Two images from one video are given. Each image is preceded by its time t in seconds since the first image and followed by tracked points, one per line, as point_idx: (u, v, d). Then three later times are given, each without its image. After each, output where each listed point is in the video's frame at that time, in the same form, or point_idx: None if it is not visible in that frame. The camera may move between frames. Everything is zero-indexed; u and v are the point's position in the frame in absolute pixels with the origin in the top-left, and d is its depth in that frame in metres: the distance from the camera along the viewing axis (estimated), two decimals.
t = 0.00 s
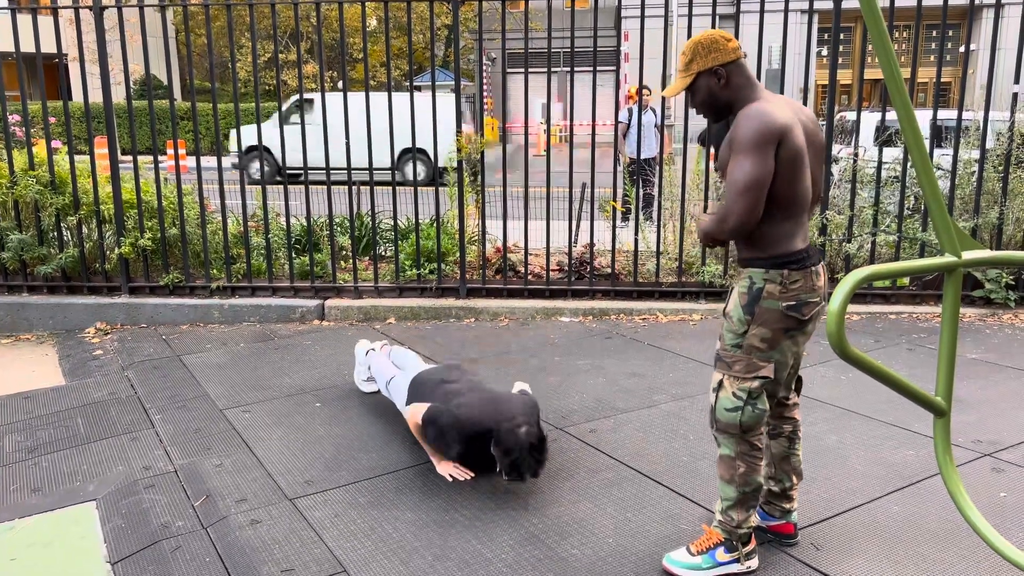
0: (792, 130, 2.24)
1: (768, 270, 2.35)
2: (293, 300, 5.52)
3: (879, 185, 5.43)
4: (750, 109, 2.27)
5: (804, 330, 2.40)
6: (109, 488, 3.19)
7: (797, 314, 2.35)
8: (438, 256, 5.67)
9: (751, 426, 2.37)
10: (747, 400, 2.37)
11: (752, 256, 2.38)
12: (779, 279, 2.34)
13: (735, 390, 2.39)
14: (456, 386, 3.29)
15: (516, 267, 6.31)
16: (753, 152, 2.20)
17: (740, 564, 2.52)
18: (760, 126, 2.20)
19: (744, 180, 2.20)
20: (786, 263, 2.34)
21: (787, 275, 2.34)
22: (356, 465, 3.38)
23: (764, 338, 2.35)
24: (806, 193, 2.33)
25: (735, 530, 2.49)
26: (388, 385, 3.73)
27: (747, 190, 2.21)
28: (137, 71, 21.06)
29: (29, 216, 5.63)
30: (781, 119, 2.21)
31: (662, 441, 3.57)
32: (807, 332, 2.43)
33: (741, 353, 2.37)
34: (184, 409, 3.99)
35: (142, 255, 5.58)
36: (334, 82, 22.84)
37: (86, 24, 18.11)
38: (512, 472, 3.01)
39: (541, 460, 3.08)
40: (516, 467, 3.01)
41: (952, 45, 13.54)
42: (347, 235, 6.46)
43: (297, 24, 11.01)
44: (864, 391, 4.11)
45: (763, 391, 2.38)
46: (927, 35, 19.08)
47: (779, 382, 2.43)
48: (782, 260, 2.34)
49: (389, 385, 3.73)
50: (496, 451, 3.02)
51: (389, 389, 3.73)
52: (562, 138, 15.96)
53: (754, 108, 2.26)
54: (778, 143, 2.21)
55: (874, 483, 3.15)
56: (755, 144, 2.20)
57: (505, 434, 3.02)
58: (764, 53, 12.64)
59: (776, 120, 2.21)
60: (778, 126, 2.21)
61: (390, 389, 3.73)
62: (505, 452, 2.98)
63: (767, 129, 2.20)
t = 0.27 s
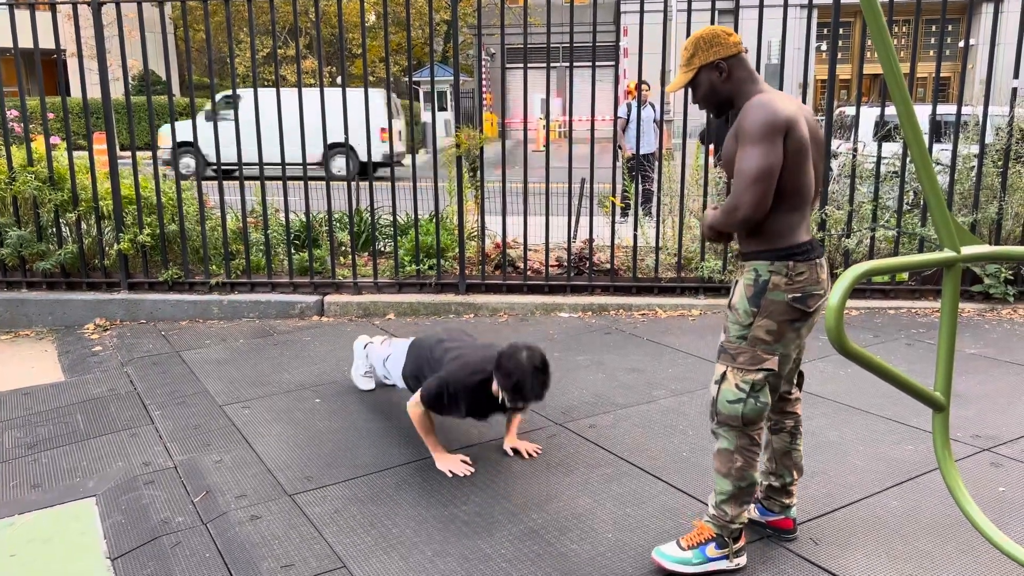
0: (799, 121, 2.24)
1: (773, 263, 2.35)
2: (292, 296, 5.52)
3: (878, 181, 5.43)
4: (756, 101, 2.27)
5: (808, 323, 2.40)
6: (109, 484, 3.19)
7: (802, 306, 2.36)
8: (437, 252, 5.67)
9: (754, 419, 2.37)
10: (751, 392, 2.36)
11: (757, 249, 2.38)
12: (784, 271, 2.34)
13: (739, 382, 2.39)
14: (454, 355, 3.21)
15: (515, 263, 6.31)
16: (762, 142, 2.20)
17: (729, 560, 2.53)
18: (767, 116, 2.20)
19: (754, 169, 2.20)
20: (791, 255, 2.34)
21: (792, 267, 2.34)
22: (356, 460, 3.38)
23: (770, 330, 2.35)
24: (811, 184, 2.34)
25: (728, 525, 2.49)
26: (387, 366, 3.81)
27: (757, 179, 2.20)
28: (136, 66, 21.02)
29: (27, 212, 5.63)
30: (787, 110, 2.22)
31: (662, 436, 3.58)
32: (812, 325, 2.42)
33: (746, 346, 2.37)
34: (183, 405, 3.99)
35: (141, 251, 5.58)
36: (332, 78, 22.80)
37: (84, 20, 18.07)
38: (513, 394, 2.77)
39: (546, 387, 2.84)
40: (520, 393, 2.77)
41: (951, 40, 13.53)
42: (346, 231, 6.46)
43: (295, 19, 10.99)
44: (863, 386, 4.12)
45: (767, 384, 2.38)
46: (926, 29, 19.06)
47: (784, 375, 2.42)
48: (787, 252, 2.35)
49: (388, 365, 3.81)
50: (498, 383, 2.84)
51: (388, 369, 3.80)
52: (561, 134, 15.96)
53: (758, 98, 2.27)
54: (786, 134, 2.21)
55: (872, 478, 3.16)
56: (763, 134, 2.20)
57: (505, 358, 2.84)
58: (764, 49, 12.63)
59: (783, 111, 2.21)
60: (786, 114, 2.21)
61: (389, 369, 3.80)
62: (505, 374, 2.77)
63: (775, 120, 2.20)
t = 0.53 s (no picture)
0: (792, 126, 2.22)
1: (762, 263, 2.35)
2: (292, 293, 5.52)
3: (877, 177, 5.42)
4: (748, 104, 2.25)
5: (801, 321, 2.41)
6: (109, 481, 3.19)
7: (794, 305, 2.36)
8: (436, 249, 5.67)
9: (756, 420, 2.38)
10: (752, 394, 2.37)
11: (744, 250, 2.38)
12: (773, 271, 2.34)
13: (738, 386, 2.39)
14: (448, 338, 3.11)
15: (514, 260, 6.31)
16: (754, 148, 2.18)
17: (727, 559, 2.54)
18: (760, 121, 2.18)
19: (746, 176, 2.19)
20: (780, 255, 2.34)
21: (782, 267, 2.34)
22: (355, 458, 3.38)
23: (765, 331, 2.35)
24: (801, 188, 2.33)
25: (724, 524, 2.49)
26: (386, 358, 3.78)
27: (749, 185, 2.19)
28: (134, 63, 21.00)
29: (26, 210, 5.63)
30: (781, 115, 2.20)
31: (662, 433, 3.58)
32: (805, 323, 2.43)
33: (742, 349, 2.37)
34: (183, 402, 3.99)
35: (141, 249, 5.58)
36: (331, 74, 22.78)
37: (82, 17, 18.06)
38: (510, 382, 2.73)
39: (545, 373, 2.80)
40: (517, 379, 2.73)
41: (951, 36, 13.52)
42: (345, 228, 6.46)
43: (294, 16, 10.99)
44: (862, 383, 4.12)
45: (766, 385, 2.39)
46: (926, 25, 19.05)
47: (780, 374, 2.43)
48: (776, 252, 2.34)
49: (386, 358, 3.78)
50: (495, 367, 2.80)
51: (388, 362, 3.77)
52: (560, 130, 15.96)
53: (751, 101, 2.25)
54: (779, 140, 2.20)
55: (872, 475, 3.16)
56: (756, 140, 2.18)
57: (502, 345, 2.79)
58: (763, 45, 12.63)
59: (776, 116, 2.19)
60: (781, 122, 2.19)
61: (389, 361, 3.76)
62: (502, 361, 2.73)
63: (768, 126, 2.18)
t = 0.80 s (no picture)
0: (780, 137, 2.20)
1: (739, 265, 2.35)
2: (292, 291, 5.52)
3: (877, 176, 5.43)
4: (738, 111, 2.22)
5: (781, 321, 2.41)
6: (110, 480, 3.20)
7: (772, 307, 2.37)
8: (437, 247, 5.67)
9: (741, 422, 2.39)
10: (735, 396, 2.38)
11: (722, 251, 2.38)
12: (751, 273, 2.34)
13: (721, 388, 2.39)
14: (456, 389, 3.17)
15: (514, 258, 6.31)
16: (741, 160, 2.17)
17: (728, 557, 2.54)
18: (750, 134, 2.16)
19: (730, 188, 2.18)
20: (757, 257, 2.34)
21: (760, 268, 2.34)
22: (356, 456, 3.39)
23: (745, 333, 2.35)
24: (784, 195, 2.33)
25: (723, 524, 2.50)
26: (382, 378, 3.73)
27: (733, 198, 2.19)
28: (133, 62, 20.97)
29: (26, 208, 5.63)
30: (770, 127, 2.18)
31: (662, 431, 3.58)
32: (784, 323, 2.44)
33: (724, 352, 2.37)
34: (184, 401, 3.99)
35: (141, 247, 5.58)
36: (331, 73, 22.76)
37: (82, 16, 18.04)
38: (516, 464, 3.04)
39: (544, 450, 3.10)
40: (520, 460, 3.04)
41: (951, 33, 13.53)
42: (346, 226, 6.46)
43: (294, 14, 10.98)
44: (862, 381, 4.13)
45: (749, 386, 2.39)
46: (926, 23, 19.04)
47: (762, 375, 2.44)
48: (753, 254, 2.34)
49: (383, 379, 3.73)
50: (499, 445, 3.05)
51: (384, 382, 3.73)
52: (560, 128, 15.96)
53: (741, 107, 2.23)
54: (766, 152, 2.18)
55: (872, 473, 3.17)
56: (743, 152, 2.16)
57: (508, 429, 3.01)
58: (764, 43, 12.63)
59: (765, 129, 2.17)
60: (768, 133, 2.17)
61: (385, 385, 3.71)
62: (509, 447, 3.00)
63: (757, 138, 2.16)
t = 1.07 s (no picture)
0: (756, 148, 2.17)
1: (721, 269, 2.35)
2: (293, 291, 5.52)
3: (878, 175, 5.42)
4: (715, 121, 2.19)
5: (766, 324, 2.42)
6: (111, 479, 3.20)
7: (756, 310, 2.37)
8: (437, 246, 5.67)
9: (731, 425, 2.39)
10: (724, 399, 2.38)
11: (705, 255, 2.38)
12: (734, 276, 2.35)
13: (710, 391, 2.40)
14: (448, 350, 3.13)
15: (515, 257, 6.32)
16: (713, 173, 2.14)
17: (728, 555, 2.54)
18: (723, 146, 2.14)
19: (700, 200, 2.16)
20: (739, 260, 2.34)
21: (742, 271, 2.35)
22: (356, 455, 3.39)
23: (730, 336, 2.36)
24: (762, 204, 2.30)
25: (723, 524, 2.51)
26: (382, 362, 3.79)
27: (703, 210, 2.17)
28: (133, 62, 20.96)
29: (27, 208, 5.63)
30: (746, 138, 2.14)
31: (662, 430, 3.59)
32: (770, 325, 2.44)
33: (709, 355, 2.38)
34: (184, 400, 3.99)
35: (142, 246, 5.58)
36: (331, 72, 22.76)
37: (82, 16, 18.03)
38: (506, 381, 2.80)
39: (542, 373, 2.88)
40: (513, 380, 2.80)
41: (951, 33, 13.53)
42: (346, 225, 6.46)
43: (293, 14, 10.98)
44: (862, 379, 4.13)
45: (738, 388, 2.39)
46: (926, 22, 19.04)
47: (750, 377, 2.44)
48: (735, 258, 2.34)
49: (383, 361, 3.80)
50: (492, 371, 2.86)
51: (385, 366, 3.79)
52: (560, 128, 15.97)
53: (718, 118, 2.20)
54: (741, 165, 2.16)
55: (872, 471, 3.17)
56: (716, 164, 2.14)
57: (496, 346, 2.87)
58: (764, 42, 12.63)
59: (740, 140, 2.14)
60: (743, 145, 2.14)
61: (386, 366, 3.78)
62: (496, 361, 2.81)
63: (730, 150, 2.13)
